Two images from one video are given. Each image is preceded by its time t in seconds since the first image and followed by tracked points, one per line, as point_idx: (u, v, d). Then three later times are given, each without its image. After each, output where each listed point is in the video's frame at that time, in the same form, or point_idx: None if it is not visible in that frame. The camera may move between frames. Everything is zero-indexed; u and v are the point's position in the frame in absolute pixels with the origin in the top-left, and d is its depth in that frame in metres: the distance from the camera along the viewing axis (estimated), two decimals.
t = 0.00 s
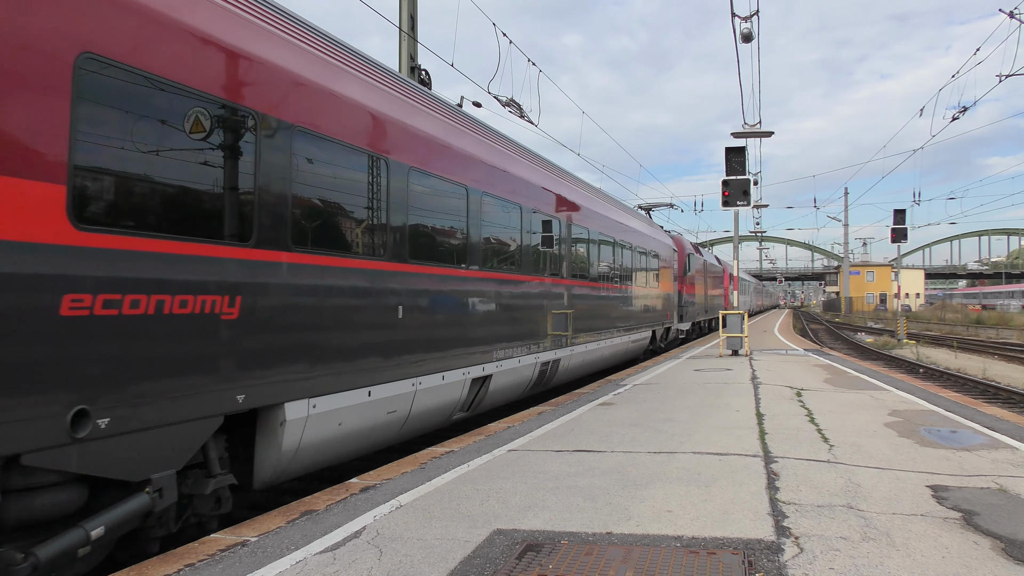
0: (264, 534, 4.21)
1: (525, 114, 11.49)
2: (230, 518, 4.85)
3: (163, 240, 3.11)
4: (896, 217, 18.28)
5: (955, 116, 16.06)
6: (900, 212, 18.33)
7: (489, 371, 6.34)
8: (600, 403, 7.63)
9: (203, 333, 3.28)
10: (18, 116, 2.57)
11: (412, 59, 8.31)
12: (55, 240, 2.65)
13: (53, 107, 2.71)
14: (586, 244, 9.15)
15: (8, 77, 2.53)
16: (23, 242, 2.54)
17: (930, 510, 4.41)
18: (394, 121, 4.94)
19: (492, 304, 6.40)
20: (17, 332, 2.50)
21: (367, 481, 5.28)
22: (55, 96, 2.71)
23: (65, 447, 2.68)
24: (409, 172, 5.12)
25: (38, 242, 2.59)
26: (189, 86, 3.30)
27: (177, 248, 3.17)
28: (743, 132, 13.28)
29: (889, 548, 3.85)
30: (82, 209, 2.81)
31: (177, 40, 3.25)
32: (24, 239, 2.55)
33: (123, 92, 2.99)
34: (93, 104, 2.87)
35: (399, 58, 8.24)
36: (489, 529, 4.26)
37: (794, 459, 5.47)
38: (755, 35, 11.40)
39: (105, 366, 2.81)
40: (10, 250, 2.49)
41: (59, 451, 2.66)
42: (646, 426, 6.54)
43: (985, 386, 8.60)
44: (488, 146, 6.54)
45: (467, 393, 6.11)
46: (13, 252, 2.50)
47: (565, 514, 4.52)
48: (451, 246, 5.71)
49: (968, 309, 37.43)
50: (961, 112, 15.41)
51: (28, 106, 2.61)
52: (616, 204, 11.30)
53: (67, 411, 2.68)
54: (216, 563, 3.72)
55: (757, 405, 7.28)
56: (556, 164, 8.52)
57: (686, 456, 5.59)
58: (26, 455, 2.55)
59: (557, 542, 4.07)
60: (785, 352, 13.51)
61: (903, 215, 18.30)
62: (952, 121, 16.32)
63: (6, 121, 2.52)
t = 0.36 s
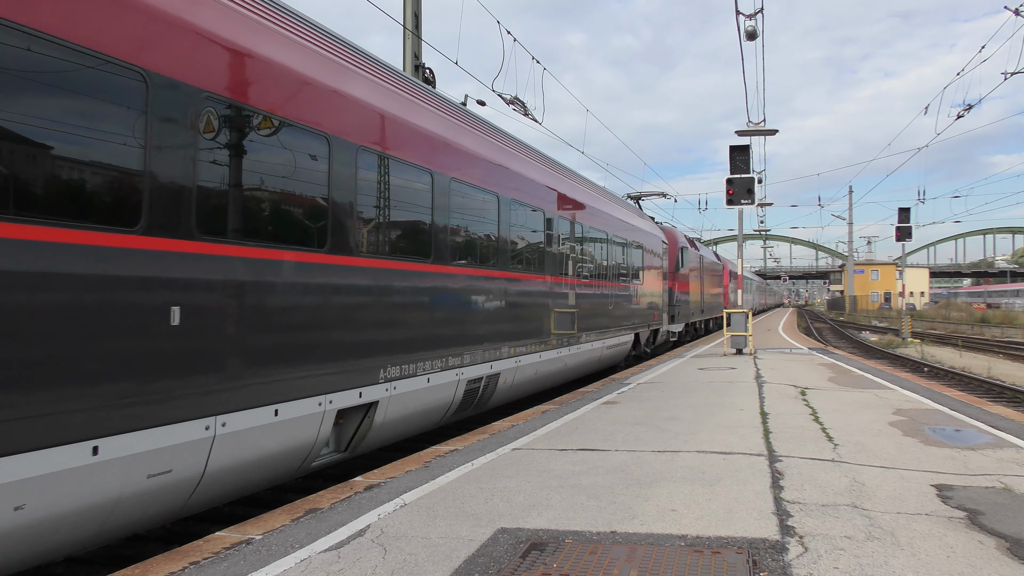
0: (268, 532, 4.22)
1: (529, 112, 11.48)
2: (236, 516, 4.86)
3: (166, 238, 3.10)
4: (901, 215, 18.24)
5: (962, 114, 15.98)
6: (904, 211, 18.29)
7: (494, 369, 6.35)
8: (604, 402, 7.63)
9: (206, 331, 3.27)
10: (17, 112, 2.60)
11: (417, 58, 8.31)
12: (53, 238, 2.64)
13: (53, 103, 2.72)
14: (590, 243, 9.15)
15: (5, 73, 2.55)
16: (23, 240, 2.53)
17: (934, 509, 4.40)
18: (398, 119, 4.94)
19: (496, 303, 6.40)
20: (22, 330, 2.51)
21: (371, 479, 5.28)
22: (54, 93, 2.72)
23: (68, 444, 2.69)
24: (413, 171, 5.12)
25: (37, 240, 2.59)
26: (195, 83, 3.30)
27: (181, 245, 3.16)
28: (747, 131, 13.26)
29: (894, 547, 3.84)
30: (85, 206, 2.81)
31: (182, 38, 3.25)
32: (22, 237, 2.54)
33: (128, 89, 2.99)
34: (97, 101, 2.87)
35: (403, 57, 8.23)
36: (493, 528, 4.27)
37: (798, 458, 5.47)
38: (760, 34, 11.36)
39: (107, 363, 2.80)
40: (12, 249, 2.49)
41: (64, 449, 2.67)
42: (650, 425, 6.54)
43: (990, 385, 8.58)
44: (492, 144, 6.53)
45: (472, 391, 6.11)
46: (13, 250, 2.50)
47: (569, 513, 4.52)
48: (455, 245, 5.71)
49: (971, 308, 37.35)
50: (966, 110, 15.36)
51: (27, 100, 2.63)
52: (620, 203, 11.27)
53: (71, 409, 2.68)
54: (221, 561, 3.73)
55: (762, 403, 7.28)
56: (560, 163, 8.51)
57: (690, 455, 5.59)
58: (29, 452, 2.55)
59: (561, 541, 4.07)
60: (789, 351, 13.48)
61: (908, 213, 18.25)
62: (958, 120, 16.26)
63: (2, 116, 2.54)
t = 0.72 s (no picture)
0: (275, 532, 4.22)
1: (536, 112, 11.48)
2: (242, 516, 4.88)
3: (171, 238, 3.11)
4: (909, 215, 18.15)
5: (970, 113, 15.91)
6: (911, 212, 18.20)
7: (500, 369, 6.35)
8: (611, 402, 7.62)
9: (212, 331, 3.28)
10: (25, 112, 2.59)
11: (424, 58, 8.31)
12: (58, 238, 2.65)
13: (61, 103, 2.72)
14: (597, 243, 9.14)
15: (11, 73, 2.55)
16: (26, 240, 2.53)
17: (942, 511, 4.39)
18: (405, 119, 4.94)
19: (503, 303, 6.40)
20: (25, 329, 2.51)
21: (378, 479, 5.29)
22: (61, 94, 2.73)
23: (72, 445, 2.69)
24: (419, 172, 5.12)
25: (44, 240, 2.59)
26: (201, 81, 3.31)
27: (184, 244, 3.16)
28: (754, 131, 13.22)
29: (901, 548, 3.83)
30: (91, 207, 2.81)
31: (188, 37, 3.25)
32: (27, 237, 2.54)
33: (135, 88, 3.00)
34: (103, 101, 2.87)
35: (410, 57, 8.24)
36: (499, 528, 4.27)
37: (805, 459, 5.45)
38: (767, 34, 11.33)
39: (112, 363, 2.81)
40: (18, 249, 2.50)
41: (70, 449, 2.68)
42: (657, 425, 6.53)
43: (998, 386, 8.54)
44: (498, 145, 6.53)
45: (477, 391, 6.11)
46: (16, 250, 2.49)
47: (575, 513, 4.51)
48: (460, 246, 5.69)
49: (978, 308, 37.14)
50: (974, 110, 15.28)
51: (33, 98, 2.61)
52: (626, 203, 11.25)
53: (77, 409, 2.68)
54: (227, 560, 3.74)
55: (768, 404, 7.25)
56: (567, 164, 8.51)
57: (696, 456, 5.58)
58: (34, 453, 2.55)
59: (567, 541, 4.07)
60: (796, 352, 13.43)
61: (916, 214, 18.17)
62: (966, 119, 16.17)
63: (9, 116, 2.54)
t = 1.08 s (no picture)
0: (274, 534, 4.22)
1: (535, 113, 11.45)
2: (241, 518, 4.87)
3: (173, 239, 3.10)
4: (908, 215, 18.15)
5: (970, 112, 15.87)
6: (911, 211, 18.21)
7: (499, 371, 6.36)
8: (610, 403, 7.62)
9: (212, 332, 3.27)
10: (25, 113, 2.60)
11: (423, 60, 8.30)
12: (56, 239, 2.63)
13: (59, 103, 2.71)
14: (597, 244, 9.14)
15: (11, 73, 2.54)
16: (23, 241, 2.52)
17: (941, 511, 4.38)
18: (404, 121, 4.93)
19: (503, 305, 6.41)
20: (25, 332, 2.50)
21: (377, 480, 5.29)
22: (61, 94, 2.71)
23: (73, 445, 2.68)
24: (419, 174, 5.11)
25: (42, 242, 2.58)
26: (202, 82, 3.30)
27: (184, 245, 3.15)
28: (753, 131, 13.21)
29: (899, 548, 3.83)
30: (91, 207, 2.80)
31: (188, 38, 3.24)
32: (25, 238, 2.53)
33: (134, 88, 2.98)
34: (102, 101, 2.86)
35: (409, 59, 8.23)
36: (498, 530, 4.26)
37: (804, 459, 5.45)
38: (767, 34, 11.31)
39: (112, 364, 2.80)
40: (15, 251, 2.49)
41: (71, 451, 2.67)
42: (655, 427, 6.53)
43: (998, 386, 8.54)
44: (497, 146, 6.52)
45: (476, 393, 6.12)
46: (13, 251, 2.48)
47: (574, 514, 4.51)
48: (460, 247, 5.69)
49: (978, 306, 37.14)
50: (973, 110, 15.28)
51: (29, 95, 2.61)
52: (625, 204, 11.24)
53: (78, 410, 2.68)
54: (227, 562, 3.74)
55: (768, 405, 7.25)
56: (566, 165, 8.53)
57: (696, 457, 5.58)
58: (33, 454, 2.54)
59: (566, 542, 4.07)
60: (796, 352, 13.43)
61: (915, 213, 18.16)
62: (966, 119, 16.15)
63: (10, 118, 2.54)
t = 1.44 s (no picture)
0: (276, 536, 4.22)
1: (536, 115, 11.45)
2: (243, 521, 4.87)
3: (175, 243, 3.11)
4: (909, 217, 18.14)
5: (971, 114, 15.85)
6: (911, 212, 18.21)
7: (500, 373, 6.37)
8: (612, 405, 7.61)
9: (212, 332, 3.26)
10: (31, 119, 2.59)
11: (423, 62, 8.31)
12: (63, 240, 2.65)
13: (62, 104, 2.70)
14: (598, 246, 9.15)
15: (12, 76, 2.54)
16: (25, 245, 2.52)
17: (943, 512, 4.38)
18: (405, 124, 4.94)
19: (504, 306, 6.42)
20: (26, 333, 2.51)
21: (378, 482, 5.29)
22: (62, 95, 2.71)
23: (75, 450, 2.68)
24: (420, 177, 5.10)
25: (45, 246, 2.59)
26: (205, 85, 3.32)
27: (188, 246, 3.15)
28: (753, 133, 13.22)
29: (902, 550, 3.83)
30: (93, 210, 2.79)
31: (189, 40, 3.25)
32: (26, 241, 2.53)
33: (136, 91, 2.98)
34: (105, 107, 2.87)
35: (410, 61, 8.24)
36: (500, 532, 4.26)
37: (806, 461, 5.45)
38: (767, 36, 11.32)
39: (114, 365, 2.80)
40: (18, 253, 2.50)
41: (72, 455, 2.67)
42: (657, 428, 6.52)
43: (999, 387, 8.54)
44: (498, 148, 6.52)
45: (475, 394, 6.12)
46: (15, 255, 2.48)
47: (575, 516, 4.51)
48: (461, 250, 5.70)
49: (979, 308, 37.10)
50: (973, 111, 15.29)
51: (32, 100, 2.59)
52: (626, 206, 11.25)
53: (79, 413, 2.68)
54: (229, 565, 3.74)
55: (769, 406, 7.25)
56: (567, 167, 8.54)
57: (697, 459, 5.58)
58: (36, 458, 2.55)
59: (568, 544, 4.07)
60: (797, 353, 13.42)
61: (916, 215, 18.17)
62: (967, 120, 16.14)
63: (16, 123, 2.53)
